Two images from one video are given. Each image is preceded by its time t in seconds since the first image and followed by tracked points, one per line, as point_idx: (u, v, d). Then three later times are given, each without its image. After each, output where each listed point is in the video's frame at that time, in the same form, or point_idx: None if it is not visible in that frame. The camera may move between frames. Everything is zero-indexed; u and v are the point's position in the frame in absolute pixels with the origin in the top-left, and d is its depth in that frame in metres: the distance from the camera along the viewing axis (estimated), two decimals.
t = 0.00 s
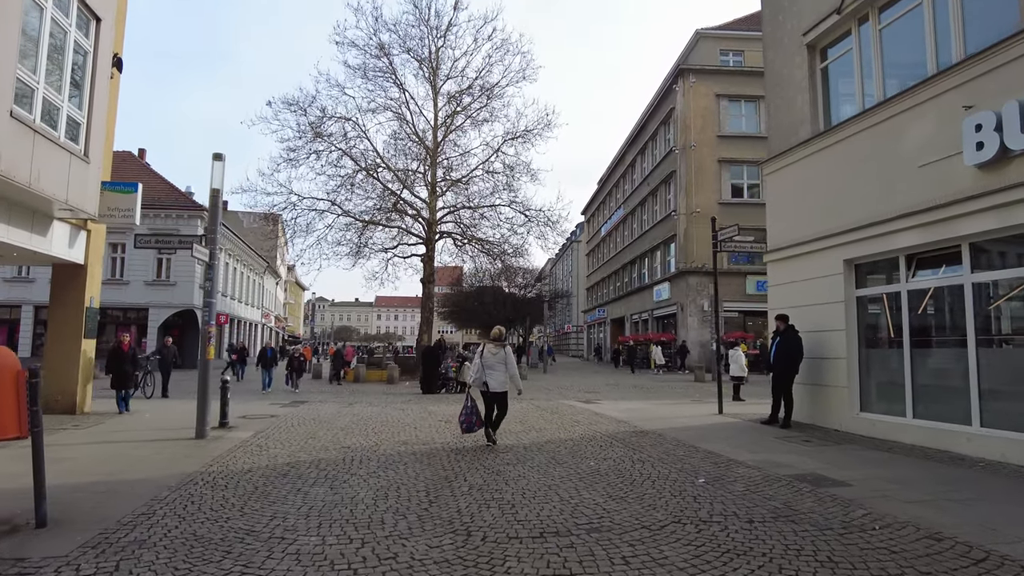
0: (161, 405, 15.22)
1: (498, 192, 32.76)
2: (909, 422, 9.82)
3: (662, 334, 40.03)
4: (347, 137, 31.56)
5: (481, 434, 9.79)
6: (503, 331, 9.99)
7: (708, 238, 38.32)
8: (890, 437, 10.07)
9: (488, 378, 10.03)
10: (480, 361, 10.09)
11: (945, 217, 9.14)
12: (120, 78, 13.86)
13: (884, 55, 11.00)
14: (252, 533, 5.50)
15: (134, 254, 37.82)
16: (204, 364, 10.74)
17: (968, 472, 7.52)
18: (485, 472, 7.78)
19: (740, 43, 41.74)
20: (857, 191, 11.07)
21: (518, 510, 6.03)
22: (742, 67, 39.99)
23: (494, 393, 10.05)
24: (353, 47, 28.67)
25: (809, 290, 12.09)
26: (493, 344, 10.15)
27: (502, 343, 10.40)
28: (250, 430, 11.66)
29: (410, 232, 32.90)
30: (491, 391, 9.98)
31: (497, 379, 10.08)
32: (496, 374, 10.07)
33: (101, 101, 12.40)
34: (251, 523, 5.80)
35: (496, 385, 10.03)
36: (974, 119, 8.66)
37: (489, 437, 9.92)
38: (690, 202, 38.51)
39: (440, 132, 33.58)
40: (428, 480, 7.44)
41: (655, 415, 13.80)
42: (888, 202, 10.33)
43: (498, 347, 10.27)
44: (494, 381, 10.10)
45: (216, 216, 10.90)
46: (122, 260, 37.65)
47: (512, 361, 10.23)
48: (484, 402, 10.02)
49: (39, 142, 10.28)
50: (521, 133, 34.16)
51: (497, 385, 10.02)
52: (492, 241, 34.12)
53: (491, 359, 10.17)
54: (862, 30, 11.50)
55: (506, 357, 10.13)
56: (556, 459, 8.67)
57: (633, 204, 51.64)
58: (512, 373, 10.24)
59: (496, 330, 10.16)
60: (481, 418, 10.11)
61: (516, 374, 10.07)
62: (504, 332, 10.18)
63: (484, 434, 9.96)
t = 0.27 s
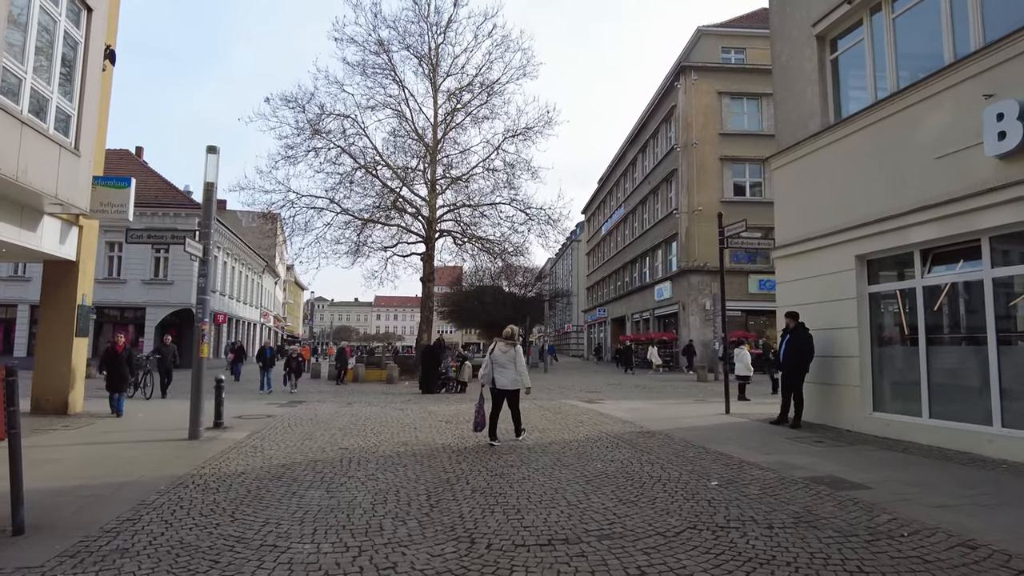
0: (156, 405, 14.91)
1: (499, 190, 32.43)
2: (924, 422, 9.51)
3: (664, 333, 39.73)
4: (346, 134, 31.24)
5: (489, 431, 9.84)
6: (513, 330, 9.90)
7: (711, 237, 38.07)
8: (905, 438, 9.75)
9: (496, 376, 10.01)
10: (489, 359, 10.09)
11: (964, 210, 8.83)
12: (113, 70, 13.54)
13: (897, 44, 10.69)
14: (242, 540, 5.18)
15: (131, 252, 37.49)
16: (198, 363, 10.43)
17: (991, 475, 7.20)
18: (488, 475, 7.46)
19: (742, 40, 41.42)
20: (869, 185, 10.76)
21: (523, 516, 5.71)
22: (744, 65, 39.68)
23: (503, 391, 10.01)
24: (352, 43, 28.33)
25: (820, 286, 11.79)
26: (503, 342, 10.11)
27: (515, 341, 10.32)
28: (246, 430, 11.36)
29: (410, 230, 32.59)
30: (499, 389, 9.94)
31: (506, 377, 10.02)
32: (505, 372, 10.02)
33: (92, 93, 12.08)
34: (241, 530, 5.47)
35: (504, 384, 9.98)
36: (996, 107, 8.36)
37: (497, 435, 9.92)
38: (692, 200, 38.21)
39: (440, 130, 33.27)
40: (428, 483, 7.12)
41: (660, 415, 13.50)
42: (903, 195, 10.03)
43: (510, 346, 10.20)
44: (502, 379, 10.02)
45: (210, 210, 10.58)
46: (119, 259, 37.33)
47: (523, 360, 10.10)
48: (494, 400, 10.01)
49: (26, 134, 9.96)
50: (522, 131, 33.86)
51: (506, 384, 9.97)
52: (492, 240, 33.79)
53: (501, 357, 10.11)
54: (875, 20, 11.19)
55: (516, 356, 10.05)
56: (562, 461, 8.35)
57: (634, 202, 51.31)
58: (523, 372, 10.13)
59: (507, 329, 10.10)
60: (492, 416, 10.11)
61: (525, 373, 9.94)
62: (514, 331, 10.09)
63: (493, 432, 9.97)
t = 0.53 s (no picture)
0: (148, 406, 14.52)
1: (499, 188, 32.06)
2: (943, 426, 9.13)
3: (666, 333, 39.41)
4: (345, 131, 30.85)
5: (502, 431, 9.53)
6: (530, 328, 9.61)
7: (714, 235, 37.75)
8: (922, 441, 9.38)
9: (513, 375, 9.71)
10: (506, 357, 9.78)
11: (987, 203, 8.49)
12: (102, 61, 13.13)
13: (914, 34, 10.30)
14: (228, 555, 4.81)
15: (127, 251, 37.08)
16: (189, 364, 10.05)
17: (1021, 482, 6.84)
18: (490, 482, 7.08)
19: (744, 37, 41.04)
20: (885, 178, 10.42)
21: (530, 528, 5.35)
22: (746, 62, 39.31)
23: (518, 391, 9.73)
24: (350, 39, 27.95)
25: (833, 283, 11.44)
26: (519, 340, 9.83)
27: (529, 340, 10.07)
28: (239, 433, 10.99)
29: (409, 228, 32.21)
30: (516, 389, 9.67)
31: (522, 376, 9.74)
32: (521, 371, 9.74)
33: (80, 84, 11.68)
34: (228, 543, 5.11)
35: (521, 383, 9.71)
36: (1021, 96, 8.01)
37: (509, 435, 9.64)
38: (694, 198, 37.88)
39: (439, 127, 32.89)
40: (427, 490, 6.74)
41: (666, 417, 13.12)
42: (921, 188, 9.67)
43: (525, 344, 9.93)
44: (517, 377, 9.74)
45: (202, 205, 10.21)
46: (115, 257, 36.89)
47: (539, 359, 9.86)
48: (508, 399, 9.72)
49: (9, 125, 9.57)
50: (522, 128, 33.48)
51: (522, 382, 9.73)
52: (492, 238, 33.42)
53: (517, 355, 9.81)
54: (889, 8, 10.81)
55: (533, 355, 9.80)
56: (568, 465, 8.00)
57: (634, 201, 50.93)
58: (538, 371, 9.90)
59: (524, 327, 9.82)
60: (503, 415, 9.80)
61: (542, 372, 9.72)
62: (530, 329, 9.83)
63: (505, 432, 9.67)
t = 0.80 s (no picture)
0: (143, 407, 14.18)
1: (500, 185, 31.72)
2: (965, 428, 8.79)
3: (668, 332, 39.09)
4: (344, 128, 30.49)
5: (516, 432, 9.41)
6: (543, 327, 9.53)
7: (717, 233, 37.45)
8: (944, 445, 9.03)
9: (527, 376, 9.55)
10: (519, 358, 9.61)
11: (1011, 198, 8.16)
12: (94, 54, 12.78)
13: (933, 23, 9.95)
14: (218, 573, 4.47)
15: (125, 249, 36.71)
16: (183, 365, 9.69)
17: None
18: (496, 489, 6.74)
19: (747, 34, 40.68)
20: (902, 173, 10.11)
21: (541, 542, 5.01)
22: (749, 58, 38.96)
23: (533, 392, 9.57)
24: (349, 34, 27.59)
25: (847, 282, 11.12)
26: (533, 340, 9.73)
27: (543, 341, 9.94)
28: (236, 435, 10.66)
29: (409, 226, 31.88)
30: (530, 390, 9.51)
31: (536, 376, 9.57)
32: (535, 372, 9.58)
33: (70, 76, 11.31)
34: (218, 559, 4.77)
35: (535, 384, 9.54)
36: None
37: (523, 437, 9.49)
38: (696, 196, 37.55)
39: (439, 124, 32.55)
40: (430, 499, 6.39)
41: (674, 418, 12.80)
42: (941, 183, 9.35)
43: (540, 345, 9.81)
44: (531, 377, 9.56)
45: (196, 200, 9.87)
46: (112, 256, 36.46)
47: (554, 359, 9.72)
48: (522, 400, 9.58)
49: None
50: (523, 124, 33.14)
51: (535, 383, 9.54)
52: (493, 236, 33.07)
53: (531, 356, 9.69)
54: None
55: (548, 355, 9.66)
56: (576, 471, 7.67)
57: (636, 198, 50.61)
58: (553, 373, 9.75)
59: (537, 327, 9.74)
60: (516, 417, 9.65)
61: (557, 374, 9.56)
62: (544, 329, 9.76)
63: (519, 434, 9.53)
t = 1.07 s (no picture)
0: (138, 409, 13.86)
1: (502, 183, 31.39)
2: (990, 431, 8.45)
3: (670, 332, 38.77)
4: (344, 124, 30.17)
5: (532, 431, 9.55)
6: (556, 326, 9.56)
7: (720, 232, 37.09)
8: (967, 449, 8.68)
9: (542, 375, 9.63)
10: (533, 357, 9.70)
11: None
12: (87, 44, 12.43)
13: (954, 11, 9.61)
14: None
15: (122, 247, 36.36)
16: (176, 363, 9.33)
17: None
18: (505, 496, 6.41)
19: (751, 31, 40.32)
20: (923, 167, 9.79)
21: (555, 556, 4.66)
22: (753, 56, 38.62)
23: (548, 391, 9.66)
24: (350, 29, 27.22)
25: (863, 279, 10.79)
26: (547, 339, 9.79)
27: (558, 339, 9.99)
28: (232, 437, 10.32)
29: (409, 224, 31.55)
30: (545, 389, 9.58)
31: (551, 376, 9.64)
32: (549, 371, 9.64)
33: (62, 66, 10.97)
34: None
35: (549, 383, 9.62)
36: None
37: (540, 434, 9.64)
38: (700, 194, 37.22)
39: (441, 121, 32.21)
40: (436, 507, 6.06)
41: (682, 419, 12.47)
42: (966, 176, 9.00)
43: (554, 344, 9.85)
44: (545, 376, 9.63)
45: (191, 194, 9.52)
46: (109, 254, 36.07)
47: (568, 358, 9.77)
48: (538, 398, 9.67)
49: None
50: (525, 121, 32.85)
51: (550, 382, 9.62)
52: (495, 235, 32.72)
53: (545, 355, 9.75)
54: None
55: (562, 354, 9.71)
56: (587, 476, 7.34)
57: (638, 197, 50.29)
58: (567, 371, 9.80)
59: (551, 326, 9.78)
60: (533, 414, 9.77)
61: (571, 373, 9.61)
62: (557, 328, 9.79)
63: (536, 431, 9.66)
